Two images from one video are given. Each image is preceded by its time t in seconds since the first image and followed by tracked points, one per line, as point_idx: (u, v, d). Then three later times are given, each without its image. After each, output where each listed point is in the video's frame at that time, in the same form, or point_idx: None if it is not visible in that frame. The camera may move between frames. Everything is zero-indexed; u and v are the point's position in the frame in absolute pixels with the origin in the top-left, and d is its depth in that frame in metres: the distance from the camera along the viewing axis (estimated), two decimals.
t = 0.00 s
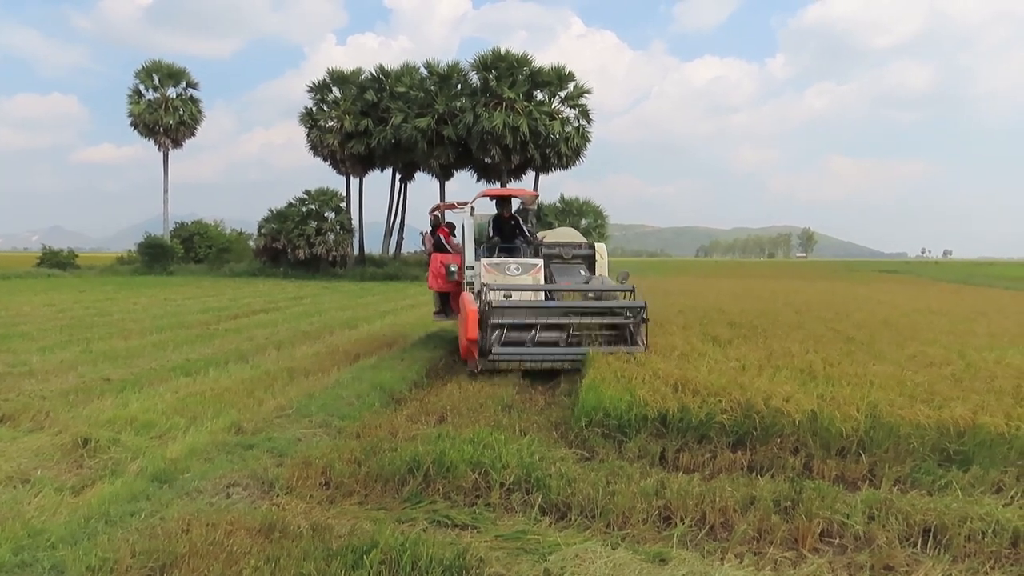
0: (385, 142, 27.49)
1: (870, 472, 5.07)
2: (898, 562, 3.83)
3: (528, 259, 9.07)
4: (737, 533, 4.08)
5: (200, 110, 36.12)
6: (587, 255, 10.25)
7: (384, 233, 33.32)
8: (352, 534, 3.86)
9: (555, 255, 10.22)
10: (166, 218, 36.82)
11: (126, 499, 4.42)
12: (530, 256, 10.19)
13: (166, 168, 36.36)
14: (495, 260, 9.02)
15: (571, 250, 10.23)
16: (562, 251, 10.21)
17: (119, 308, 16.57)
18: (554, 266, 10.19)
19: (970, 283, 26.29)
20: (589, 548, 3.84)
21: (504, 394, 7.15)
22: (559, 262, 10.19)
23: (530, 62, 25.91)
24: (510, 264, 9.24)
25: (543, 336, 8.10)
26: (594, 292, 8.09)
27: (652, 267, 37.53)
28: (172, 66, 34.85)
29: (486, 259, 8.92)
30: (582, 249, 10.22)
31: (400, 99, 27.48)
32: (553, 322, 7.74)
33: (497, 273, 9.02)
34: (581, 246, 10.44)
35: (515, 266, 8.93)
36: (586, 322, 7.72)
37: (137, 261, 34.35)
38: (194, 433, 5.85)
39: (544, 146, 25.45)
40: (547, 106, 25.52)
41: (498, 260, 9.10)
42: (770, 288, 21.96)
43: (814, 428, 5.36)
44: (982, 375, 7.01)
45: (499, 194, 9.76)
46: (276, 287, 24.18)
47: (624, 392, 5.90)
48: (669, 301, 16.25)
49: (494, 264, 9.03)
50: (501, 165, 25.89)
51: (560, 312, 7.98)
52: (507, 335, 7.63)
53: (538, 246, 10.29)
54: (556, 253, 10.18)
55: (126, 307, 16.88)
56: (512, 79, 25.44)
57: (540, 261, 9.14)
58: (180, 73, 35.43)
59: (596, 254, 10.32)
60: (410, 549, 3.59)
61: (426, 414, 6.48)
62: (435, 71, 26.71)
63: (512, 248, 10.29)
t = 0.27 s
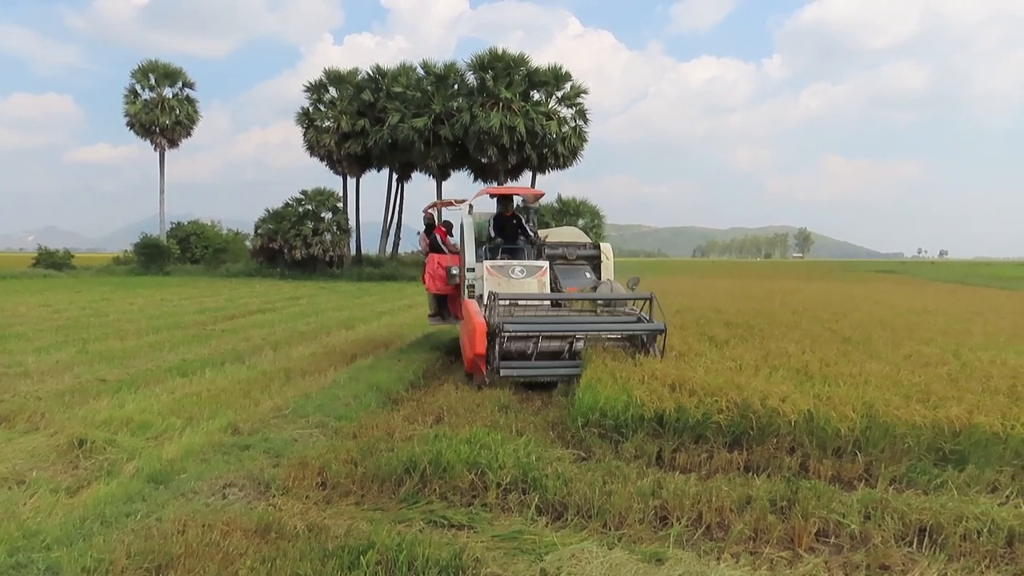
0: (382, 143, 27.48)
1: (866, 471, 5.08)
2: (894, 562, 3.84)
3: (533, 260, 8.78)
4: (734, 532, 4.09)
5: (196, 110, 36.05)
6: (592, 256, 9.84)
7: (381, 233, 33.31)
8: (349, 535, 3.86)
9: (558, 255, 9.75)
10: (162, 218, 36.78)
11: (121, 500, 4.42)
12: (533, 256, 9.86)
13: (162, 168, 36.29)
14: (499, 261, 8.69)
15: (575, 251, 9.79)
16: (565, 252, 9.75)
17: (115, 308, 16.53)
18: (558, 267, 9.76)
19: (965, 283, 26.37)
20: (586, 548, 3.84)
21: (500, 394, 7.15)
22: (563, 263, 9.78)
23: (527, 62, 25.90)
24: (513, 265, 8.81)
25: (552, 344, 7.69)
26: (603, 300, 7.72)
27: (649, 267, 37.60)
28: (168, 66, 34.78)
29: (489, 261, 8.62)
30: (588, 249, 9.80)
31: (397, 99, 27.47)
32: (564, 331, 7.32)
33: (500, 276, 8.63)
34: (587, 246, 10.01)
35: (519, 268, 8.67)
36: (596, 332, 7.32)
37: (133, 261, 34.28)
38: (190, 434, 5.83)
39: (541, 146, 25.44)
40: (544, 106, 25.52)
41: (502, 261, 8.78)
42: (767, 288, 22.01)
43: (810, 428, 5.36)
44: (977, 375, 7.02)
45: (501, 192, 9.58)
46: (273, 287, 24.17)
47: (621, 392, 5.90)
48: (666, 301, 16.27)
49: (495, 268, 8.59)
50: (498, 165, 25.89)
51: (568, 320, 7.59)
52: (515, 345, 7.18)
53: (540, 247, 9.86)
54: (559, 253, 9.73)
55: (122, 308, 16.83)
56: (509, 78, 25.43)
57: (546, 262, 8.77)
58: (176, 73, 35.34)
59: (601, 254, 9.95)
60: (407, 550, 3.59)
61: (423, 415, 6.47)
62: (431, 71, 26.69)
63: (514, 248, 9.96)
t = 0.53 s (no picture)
0: (377, 142, 27.44)
1: (860, 471, 5.10)
2: (887, 561, 3.85)
3: (537, 261, 8.38)
4: (728, 532, 4.10)
5: (190, 109, 35.92)
6: (597, 255, 9.71)
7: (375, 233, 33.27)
8: (343, 535, 3.85)
9: (562, 254, 9.61)
10: (155, 218, 36.67)
11: (114, 501, 4.40)
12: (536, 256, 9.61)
13: (156, 168, 36.16)
14: (502, 262, 8.26)
15: (580, 250, 9.62)
16: (570, 252, 9.60)
17: (108, 308, 16.45)
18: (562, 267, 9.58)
19: (958, 283, 26.48)
20: (580, 548, 3.84)
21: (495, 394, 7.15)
22: (567, 263, 9.60)
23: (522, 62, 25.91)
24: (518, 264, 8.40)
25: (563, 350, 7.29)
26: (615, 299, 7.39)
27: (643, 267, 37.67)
28: (162, 64, 34.64)
29: (492, 260, 8.22)
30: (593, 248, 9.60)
31: (391, 99, 27.45)
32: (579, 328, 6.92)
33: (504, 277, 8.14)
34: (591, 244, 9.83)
35: (523, 269, 8.26)
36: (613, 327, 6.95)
37: (126, 261, 34.13)
38: (183, 434, 5.82)
39: (536, 146, 25.44)
40: (539, 106, 25.51)
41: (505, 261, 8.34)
42: (761, 288, 22.06)
43: (803, 427, 5.38)
44: (970, 374, 7.05)
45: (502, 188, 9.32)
46: (267, 287, 24.12)
47: (616, 392, 5.90)
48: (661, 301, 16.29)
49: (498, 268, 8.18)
50: (493, 165, 25.87)
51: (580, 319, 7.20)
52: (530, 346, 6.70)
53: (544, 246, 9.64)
54: (563, 252, 9.58)
55: (115, 307, 16.76)
56: (504, 78, 25.43)
57: (551, 263, 8.37)
58: (170, 71, 35.18)
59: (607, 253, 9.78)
60: (401, 550, 3.59)
61: (418, 415, 6.47)
62: (426, 71, 26.65)
63: (517, 247, 9.68)
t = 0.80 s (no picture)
0: (370, 142, 27.40)
1: (851, 470, 5.12)
2: (878, 560, 3.87)
3: (542, 260, 7.82)
4: (720, 532, 4.11)
5: (182, 109, 35.78)
6: (602, 255, 9.32)
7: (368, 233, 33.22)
8: (335, 536, 3.85)
9: (565, 254, 9.18)
10: (147, 217, 36.52)
11: (105, 502, 4.37)
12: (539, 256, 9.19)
13: (147, 167, 36.01)
14: (505, 261, 7.75)
15: (584, 250, 9.25)
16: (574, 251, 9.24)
17: (99, 308, 16.35)
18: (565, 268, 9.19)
19: (948, 283, 26.62)
20: (573, 548, 3.84)
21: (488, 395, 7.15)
22: (570, 263, 9.23)
23: (515, 62, 25.90)
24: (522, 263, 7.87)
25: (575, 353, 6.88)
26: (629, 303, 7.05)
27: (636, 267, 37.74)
28: (154, 64, 34.50)
29: (495, 260, 7.65)
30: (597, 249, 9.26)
31: (385, 99, 27.43)
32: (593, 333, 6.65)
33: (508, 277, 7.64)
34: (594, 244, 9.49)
35: (527, 268, 7.73)
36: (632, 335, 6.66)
37: (118, 261, 33.96)
38: (175, 435, 5.79)
39: (529, 146, 25.42)
40: (533, 107, 25.51)
41: (508, 260, 7.83)
42: (754, 288, 22.14)
43: (795, 426, 5.40)
44: (961, 374, 7.09)
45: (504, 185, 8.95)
46: (259, 287, 24.04)
47: (609, 393, 5.90)
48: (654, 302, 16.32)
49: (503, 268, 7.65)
50: (487, 165, 25.86)
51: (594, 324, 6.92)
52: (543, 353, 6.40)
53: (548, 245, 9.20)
54: (567, 252, 9.17)
55: (106, 308, 16.67)
56: (497, 78, 25.42)
57: (557, 263, 7.82)
58: (163, 71, 35.04)
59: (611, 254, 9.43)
60: (393, 551, 3.58)
61: (411, 415, 6.46)
62: (420, 71, 26.63)
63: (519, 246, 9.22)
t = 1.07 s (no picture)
0: (362, 142, 27.35)
1: (842, 470, 5.14)
2: (869, 559, 3.89)
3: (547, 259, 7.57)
4: (711, 531, 4.12)
5: (173, 108, 35.62)
6: (607, 255, 8.95)
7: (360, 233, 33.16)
8: (327, 536, 3.84)
9: (569, 254, 8.82)
10: (138, 217, 36.32)
11: (94, 504, 4.35)
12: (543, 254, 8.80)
13: (138, 167, 35.83)
14: (508, 260, 7.48)
15: (589, 249, 8.87)
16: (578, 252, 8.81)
17: (88, 309, 16.25)
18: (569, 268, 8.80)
19: (938, 284, 26.78)
20: (564, 548, 3.84)
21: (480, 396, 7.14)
22: (575, 263, 8.85)
23: (508, 62, 25.91)
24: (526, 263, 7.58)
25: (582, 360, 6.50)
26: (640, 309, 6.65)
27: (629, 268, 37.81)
28: (145, 63, 34.33)
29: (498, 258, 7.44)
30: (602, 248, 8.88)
31: (377, 99, 27.39)
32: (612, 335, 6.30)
33: (512, 278, 7.38)
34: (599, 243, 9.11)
35: (531, 267, 7.50)
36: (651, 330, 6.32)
37: (108, 261, 33.76)
38: (165, 436, 5.76)
39: (522, 147, 25.42)
40: (525, 107, 25.51)
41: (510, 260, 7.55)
42: (745, 289, 22.23)
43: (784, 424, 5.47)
44: (950, 374, 7.13)
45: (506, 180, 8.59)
46: (251, 287, 23.94)
47: (601, 393, 5.91)
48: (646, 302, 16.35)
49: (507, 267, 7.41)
50: (479, 165, 25.86)
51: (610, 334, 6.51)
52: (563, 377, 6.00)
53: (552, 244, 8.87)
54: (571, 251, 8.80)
55: (96, 308, 16.57)
56: (489, 79, 25.42)
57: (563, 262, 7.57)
58: (153, 70, 34.86)
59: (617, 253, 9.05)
60: (385, 551, 3.57)
61: (402, 416, 6.45)
62: (412, 71, 26.61)
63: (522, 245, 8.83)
